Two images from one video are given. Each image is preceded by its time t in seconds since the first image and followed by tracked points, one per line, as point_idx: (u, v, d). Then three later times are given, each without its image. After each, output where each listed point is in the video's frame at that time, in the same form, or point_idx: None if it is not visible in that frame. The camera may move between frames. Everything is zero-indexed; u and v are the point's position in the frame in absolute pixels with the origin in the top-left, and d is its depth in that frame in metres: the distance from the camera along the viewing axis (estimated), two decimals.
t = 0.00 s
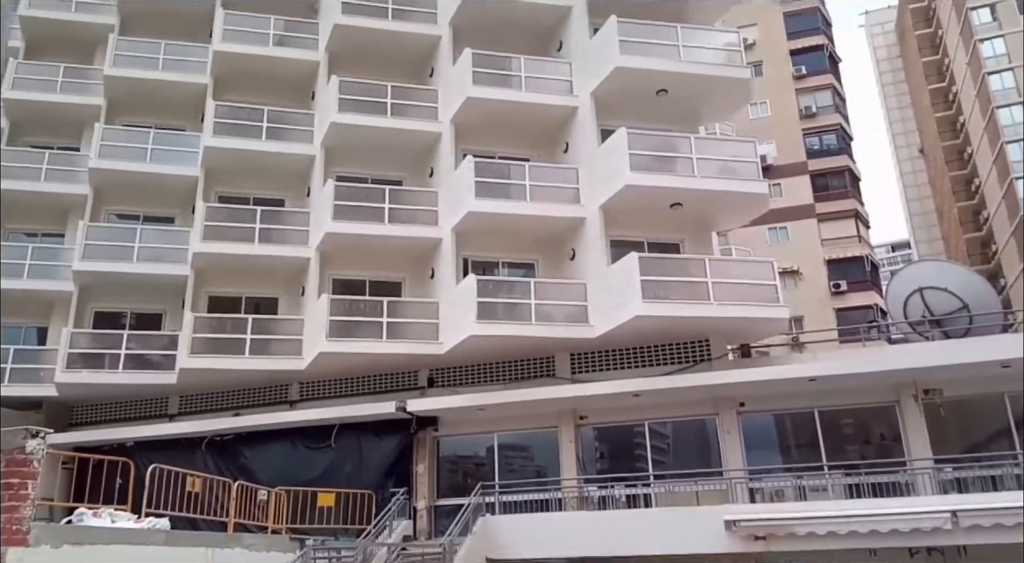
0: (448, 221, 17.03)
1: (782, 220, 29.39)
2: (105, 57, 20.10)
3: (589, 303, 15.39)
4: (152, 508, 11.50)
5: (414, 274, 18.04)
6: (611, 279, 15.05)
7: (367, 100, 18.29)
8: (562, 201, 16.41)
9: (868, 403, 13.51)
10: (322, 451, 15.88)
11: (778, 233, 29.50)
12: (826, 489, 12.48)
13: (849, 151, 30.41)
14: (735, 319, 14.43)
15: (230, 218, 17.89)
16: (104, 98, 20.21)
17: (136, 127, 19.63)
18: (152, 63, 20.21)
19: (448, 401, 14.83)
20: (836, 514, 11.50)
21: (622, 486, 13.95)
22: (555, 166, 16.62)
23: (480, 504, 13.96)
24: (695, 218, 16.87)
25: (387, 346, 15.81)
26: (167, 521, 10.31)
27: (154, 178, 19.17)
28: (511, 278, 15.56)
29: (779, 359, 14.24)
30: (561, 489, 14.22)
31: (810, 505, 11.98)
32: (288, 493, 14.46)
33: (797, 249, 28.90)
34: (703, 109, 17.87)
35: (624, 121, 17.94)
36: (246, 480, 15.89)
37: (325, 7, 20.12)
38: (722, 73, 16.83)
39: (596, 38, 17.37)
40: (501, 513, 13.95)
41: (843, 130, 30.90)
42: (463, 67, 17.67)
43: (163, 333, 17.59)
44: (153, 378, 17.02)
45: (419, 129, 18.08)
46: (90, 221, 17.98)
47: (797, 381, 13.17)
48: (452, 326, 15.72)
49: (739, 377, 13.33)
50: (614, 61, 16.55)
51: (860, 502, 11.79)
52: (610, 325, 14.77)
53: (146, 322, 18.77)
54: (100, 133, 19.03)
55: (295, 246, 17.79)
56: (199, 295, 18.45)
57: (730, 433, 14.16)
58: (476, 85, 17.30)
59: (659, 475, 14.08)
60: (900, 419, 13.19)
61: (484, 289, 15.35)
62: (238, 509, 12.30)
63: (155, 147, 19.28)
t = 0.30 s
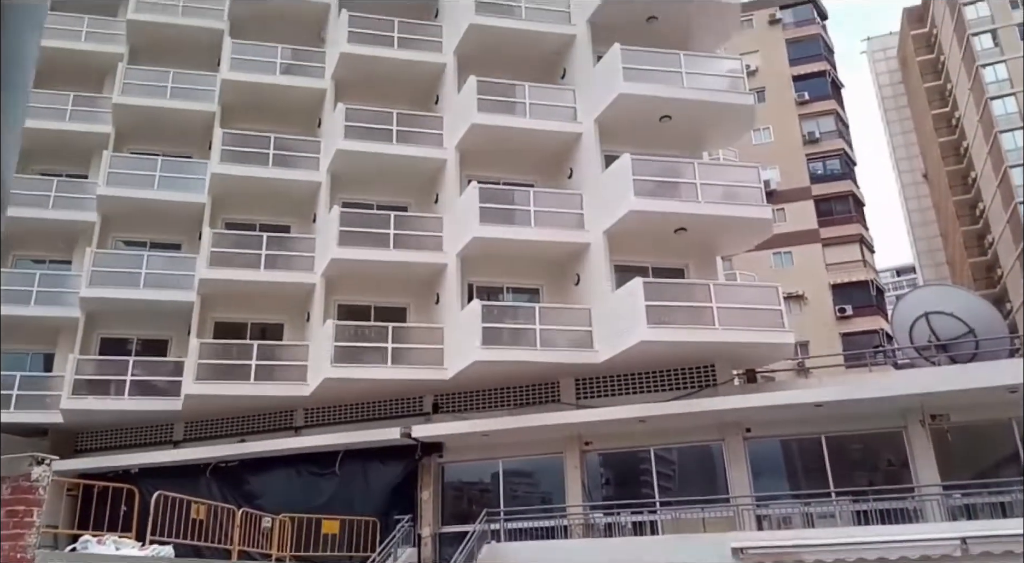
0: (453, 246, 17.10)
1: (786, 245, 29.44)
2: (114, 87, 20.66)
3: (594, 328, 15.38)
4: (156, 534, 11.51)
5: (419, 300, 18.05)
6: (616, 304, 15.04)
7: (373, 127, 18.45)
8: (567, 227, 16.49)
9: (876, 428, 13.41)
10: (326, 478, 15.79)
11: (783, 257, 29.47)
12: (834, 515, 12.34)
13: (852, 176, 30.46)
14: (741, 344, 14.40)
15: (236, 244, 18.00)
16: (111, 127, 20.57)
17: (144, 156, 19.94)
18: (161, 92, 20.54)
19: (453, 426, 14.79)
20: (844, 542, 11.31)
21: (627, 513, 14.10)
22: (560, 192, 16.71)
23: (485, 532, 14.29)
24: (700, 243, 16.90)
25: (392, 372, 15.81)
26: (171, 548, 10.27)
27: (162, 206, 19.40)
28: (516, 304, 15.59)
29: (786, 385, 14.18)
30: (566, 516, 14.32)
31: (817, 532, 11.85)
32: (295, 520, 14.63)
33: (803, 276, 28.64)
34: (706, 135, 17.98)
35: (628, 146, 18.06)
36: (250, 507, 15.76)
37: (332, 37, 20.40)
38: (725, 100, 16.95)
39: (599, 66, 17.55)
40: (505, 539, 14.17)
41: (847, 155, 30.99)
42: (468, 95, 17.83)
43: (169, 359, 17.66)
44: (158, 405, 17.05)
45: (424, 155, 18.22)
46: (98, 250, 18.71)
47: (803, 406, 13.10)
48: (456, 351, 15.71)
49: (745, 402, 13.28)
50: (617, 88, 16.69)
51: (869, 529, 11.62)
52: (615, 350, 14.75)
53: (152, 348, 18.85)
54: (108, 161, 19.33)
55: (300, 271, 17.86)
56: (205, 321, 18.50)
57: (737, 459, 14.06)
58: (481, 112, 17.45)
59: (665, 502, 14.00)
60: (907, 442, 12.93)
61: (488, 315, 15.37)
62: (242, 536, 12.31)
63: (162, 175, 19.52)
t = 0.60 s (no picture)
0: (458, 274, 17.15)
1: (790, 270, 29.38)
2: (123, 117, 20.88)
3: (600, 356, 15.35)
4: None
5: (424, 328, 18.09)
6: (621, 331, 15.01)
7: (379, 156, 18.60)
8: (572, 254, 16.55)
9: (884, 456, 13.28)
10: (330, 509, 15.68)
11: (787, 283, 29.40)
12: (843, 545, 12.43)
13: (855, 202, 30.56)
14: (747, 371, 14.32)
15: (242, 273, 18.10)
16: (119, 158, 20.81)
17: (152, 187, 20.16)
18: (169, 123, 20.75)
19: (457, 455, 14.69)
20: None
21: (636, 543, 13.85)
22: (564, 220, 16.80)
23: None
24: (705, 270, 16.93)
25: (396, 400, 15.74)
26: None
27: (167, 235, 19.44)
28: (521, 331, 15.58)
29: (793, 412, 14.08)
30: (574, 547, 14.05)
31: None
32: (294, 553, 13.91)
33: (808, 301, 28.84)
34: (709, 163, 18.10)
35: (630, 174, 18.17)
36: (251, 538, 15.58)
37: (338, 68, 20.66)
38: (728, 128, 17.05)
39: (602, 96, 17.69)
40: None
41: (850, 182, 31.09)
42: (472, 124, 17.97)
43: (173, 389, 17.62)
44: (162, 435, 16.98)
45: (429, 184, 18.35)
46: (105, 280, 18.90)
47: (812, 434, 12.98)
48: (461, 380, 15.67)
49: (751, 431, 13.19)
50: (619, 116, 16.78)
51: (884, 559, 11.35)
52: (620, 378, 14.69)
53: (157, 378, 18.83)
54: (115, 192, 19.50)
55: (306, 300, 17.91)
56: (210, 349, 18.50)
57: (745, 489, 13.94)
58: (486, 141, 17.59)
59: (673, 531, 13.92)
60: (917, 471, 12.78)
61: (493, 342, 15.34)
62: None
63: (169, 205, 19.64)
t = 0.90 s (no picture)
0: (464, 303, 17.18)
1: (797, 297, 29.18)
2: (133, 152, 21.13)
3: (607, 385, 15.30)
4: None
5: (430, 357, 18.10)
6: (628, 360, 14.96)
7: (385, 188, 18.74)
8: (577, 283, 16.58)
9: (896, 484, 13.13)
10: (337, 541, 15.54)
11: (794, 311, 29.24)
12: None
13: (860, 229, 30.59)
14: (755, 399, 14.24)
15: (249, 304, 18.19)
16: (128, 192, 21.03)
17: (160, 219, 20.33)
18: (178, 156, 21.00)
19: (465, 486, 14.59)
20: None
21: None
22: (570, 249, 16.85)
23: None
24: (710, 298, 16.92)
25: (403, 431, 15.69)
26: None
27: (174, 267, 19.53)
28: (528, 361, 15.56)
29: (802, 440, 13.97)
30: None
31: None
32: None
33: (814, 326, 28.62)
34: (713, 191, 18.19)
35: (634, 204, 18.25)
36: None
37: (345, 101, 20.91)
38: (731, 157, 17.13)
39: (605, 126, 17.82)
40: None
41: (854, 209, 31.14)
42: (477, 155, 18.13)
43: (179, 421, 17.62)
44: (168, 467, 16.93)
45: (434, 213, 18.46)
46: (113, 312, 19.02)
47: (822, 463, 12.85)
48: (468, 410, 15.61)
49: (761, 460, 13.07)
50: (623, 146, 16.89)
51: None
52: (627, 407, 14.62)
53: (163, 410, 18.83)
54: (124, 225, 19.66)
55: (313, 330, 17.95)
56: (217, 381, 18.51)
57: (756, 518, 13.79)
58: (491, 172, 17.70)
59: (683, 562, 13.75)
60: (929, 500, 12.69)
61: (500, 372, 15.31)
62: None
63: (177, 238, 19.80)
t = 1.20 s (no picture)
0: (470, 335, 17.16)
1: (806, 326, 29.31)
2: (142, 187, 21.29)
3: (615, 416, 15.21)
4: None
5: (438, 389, 18.01)
6: (636, 391, 14.85)
7: (393, 220, 18.83)
8: (584, 313, 16.55)
9: (910, 517, 12.93)
10: None
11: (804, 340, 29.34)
12: None
13: (868, 257, 30.53)
14: (765, 430, 14.09)
15: (255, 337, 18.19)
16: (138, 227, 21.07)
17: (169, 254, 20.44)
18: (188, 192, 21.19)
19: (472, 520, 14.42)
20: None
21: None
22: (576, 279, 16.86)
23: None
24: (717, 327, 16.86)
25: (410, 464, 15.56)
26: None
27: (182, 301, 19.58)
28: (535, 392, 15.47)
29: (814, 472, 13.80)
30: None
31: None
32: None
33: (825, 357, 28.68)
34: (719, 221, 18.22)
35: (640, 234, 18.26)
36: None
37: (353, 136, 21.12)
38: (735, 187, 17.17)
39: (610, 158, 17.94)
40: None
41: (861, 237, 31.10)
42: (482, 187, 18.24)
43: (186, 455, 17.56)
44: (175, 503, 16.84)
45: (441, 245, 18.51)
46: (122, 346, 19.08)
47: (833, 495, 12.67)
48: (475, 443, 15.50)
49: (772, 493, 12.90)
50: (628, 177, 16.96)
51: None
52: (636, 439, 14.48)
53: (171, 445, 18.78)
54: (133, 259, 19.75)
55: (320, 364, 17.92)
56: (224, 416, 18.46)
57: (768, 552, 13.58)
58: (497, 204, 17.77)
59: None
60: (946, 534, 12.36)
61: (507, 403, 15.21)
62: None
63: (186, 272, 19.89)
